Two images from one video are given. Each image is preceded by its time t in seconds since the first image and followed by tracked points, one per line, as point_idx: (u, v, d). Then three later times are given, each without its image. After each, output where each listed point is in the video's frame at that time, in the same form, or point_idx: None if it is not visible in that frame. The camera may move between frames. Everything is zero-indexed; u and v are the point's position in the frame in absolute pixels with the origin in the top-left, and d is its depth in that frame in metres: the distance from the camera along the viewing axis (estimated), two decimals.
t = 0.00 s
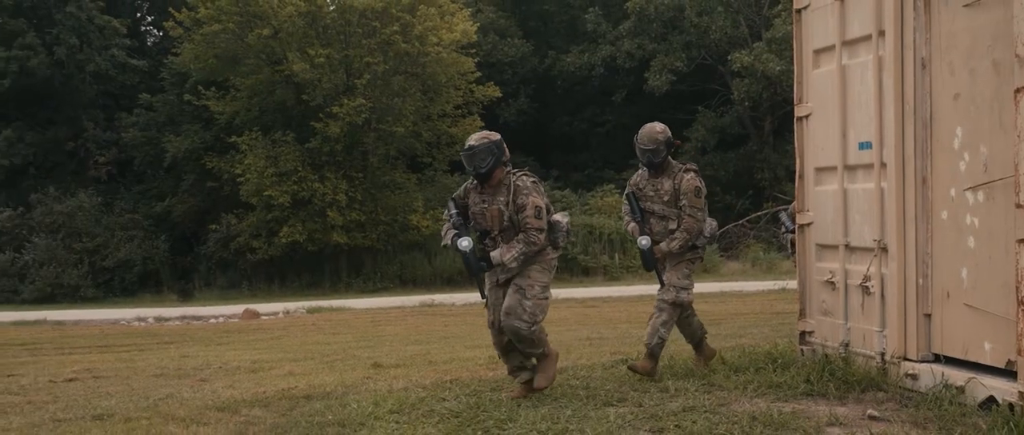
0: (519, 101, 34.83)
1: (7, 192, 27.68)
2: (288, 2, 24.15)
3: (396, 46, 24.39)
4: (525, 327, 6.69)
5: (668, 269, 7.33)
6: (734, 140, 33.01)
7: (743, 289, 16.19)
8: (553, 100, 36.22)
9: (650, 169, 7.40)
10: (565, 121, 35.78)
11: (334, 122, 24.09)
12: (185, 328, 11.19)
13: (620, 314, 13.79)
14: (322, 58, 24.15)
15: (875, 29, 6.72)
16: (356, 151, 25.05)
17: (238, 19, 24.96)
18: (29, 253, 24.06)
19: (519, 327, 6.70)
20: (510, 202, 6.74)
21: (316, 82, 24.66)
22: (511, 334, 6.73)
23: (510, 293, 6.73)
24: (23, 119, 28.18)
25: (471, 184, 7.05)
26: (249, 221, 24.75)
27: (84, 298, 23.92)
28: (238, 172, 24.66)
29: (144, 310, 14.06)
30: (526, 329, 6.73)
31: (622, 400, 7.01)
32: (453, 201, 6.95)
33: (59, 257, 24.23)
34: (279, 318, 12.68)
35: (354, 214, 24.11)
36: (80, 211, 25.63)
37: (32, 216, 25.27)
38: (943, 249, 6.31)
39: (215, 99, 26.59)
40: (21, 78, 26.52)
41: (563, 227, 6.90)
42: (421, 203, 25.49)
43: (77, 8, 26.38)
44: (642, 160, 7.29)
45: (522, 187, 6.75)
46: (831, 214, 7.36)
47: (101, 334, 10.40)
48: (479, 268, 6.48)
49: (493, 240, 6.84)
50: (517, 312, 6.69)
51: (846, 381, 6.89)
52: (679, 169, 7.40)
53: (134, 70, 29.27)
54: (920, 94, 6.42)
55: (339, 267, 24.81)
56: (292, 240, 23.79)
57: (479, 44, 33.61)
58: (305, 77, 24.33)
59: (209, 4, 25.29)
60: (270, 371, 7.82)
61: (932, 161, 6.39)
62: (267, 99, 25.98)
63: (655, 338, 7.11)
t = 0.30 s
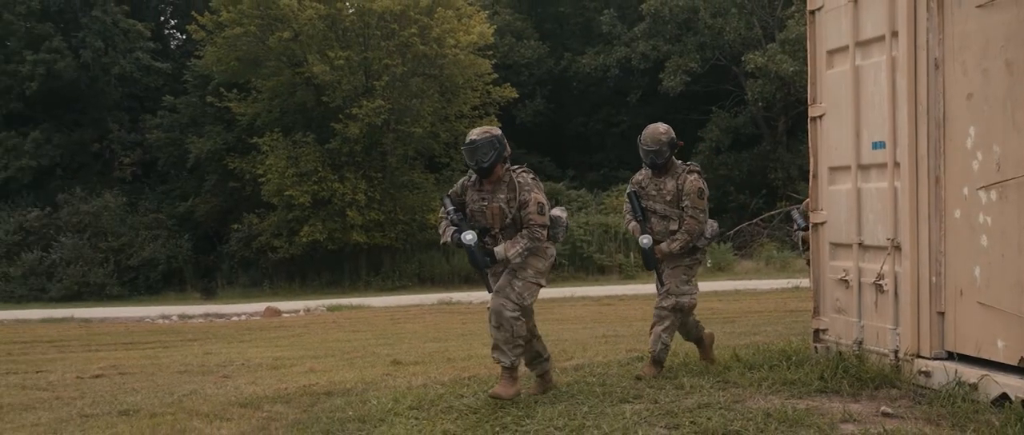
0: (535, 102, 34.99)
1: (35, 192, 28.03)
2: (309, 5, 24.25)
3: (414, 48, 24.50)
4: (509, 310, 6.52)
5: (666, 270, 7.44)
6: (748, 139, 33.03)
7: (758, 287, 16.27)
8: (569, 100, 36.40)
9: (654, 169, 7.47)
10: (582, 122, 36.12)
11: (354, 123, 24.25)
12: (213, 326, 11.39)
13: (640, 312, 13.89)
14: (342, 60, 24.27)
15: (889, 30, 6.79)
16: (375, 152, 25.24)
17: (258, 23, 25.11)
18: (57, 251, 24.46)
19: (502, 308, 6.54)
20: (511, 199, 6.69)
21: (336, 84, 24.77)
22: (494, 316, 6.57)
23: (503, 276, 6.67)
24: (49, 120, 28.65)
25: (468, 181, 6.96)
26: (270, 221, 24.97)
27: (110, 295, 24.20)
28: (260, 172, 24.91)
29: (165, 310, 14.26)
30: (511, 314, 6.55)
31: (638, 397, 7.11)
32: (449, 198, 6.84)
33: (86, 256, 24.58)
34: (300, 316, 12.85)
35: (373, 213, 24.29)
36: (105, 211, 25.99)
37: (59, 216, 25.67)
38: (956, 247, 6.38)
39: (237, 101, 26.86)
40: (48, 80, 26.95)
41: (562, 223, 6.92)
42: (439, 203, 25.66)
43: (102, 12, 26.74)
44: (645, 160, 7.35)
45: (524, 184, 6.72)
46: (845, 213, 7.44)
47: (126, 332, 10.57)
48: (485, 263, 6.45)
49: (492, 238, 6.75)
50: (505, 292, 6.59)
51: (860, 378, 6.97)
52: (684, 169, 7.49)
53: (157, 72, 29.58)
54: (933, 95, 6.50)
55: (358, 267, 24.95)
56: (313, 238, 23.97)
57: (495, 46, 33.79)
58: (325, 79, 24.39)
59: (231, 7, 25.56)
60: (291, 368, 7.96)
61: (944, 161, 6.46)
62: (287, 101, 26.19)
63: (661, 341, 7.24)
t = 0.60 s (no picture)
0: (553, 104, 35.17)
1: (65, 193, 28.63)
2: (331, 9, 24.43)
3: (434, 51, 24.81)
4: (504, 316, 6.53)
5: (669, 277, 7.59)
6: (763, 140, 33.03)
7: (774, 286, 16.34)
8: (587, 101, 36.58)
9: (659, 176, 7.62)
10: (599, 123, 36.27)
11: (375, 125, 24.41)
12: (244, 323, 11.60)
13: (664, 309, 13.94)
14: (364, 63, 24.37)
15: (903, 32, 6.88)
16: (396, 153, 25.39)
17: (282, 27, 25.35)
18: (86, 252, 25.21)
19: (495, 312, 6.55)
20: (511, 195, 6.72)
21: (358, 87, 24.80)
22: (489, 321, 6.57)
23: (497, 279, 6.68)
24: (78, 123, 29.35)
25: (467, 175, 6.98)
26: (293, 221, 25.18)
27: (138, 294, 24.92)
28: (283, 173, 25.16)
29: (191, 308, 14.37)
30: (505, 320, 6.55)
31: (655, 394, 7.21)
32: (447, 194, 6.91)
33: (114, 256, 25.30)
34: (324, 314, 13.04)
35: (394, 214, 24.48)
36: (133, 211, 26.60)
37: (88, 216, 26.53)
38: (971, 247, 6.45)
39: (261, 104, 27.12)
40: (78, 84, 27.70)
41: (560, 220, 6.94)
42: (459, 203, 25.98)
43: (129, 17, 27.22)
44: (649, 165, 7.46)
45: (525, 180, 6.76)
46: (860, 212, 7.52)
47: (151, 330, 10.73)
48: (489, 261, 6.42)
49: (490, 232, 6.81)
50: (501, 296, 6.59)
51: (876, 376, 7.07)
52: (689, 178, 7.62)
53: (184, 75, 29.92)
54: (947, 96, 6.57)
55: (380, 267, 25.02)
56: (335, 238, 24.16)
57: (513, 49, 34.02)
58: (347, 82, 24.35)
59: (255, 12, 25.86)
60: (316, 365, 8.10)
61: (959, 161, 6.53)
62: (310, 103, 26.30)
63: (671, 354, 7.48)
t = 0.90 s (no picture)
0: (569, 107, 35.35)
1: (92, 195, 29.07)
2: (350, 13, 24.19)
3: (451, 55, 24.88)
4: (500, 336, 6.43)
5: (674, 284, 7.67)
6: (776, 142, 33.08)
7: (786, 285, 16.49)
8: (601, 103, 36.68)
9: (659, 182, 7.74)
10: (614, 126, 36.36)
11: (394, 128, 24.78)
12: (270, 321, 11.77)
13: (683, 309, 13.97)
14: (382, 67, 24.58)
15: (916, 35, 6.97)
16: (414, 155, 25.50)
17: (303, 31, 25.32)
18: (111, 252, 25.65)
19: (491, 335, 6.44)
20: (507, 198, 6.58)
21: (377, 90, 25.18)
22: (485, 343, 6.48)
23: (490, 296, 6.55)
24: (104, 126, 29.60)
25: (464, 176, 6.84)
26: (314, 221, 25.46)
27: (162, 293, 25.16)
28: (304, 175, 25.51)
29: (213, 306, 14.52)
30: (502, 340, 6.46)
31: (670, 393, 7.31)
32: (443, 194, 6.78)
33: (139, 256, 25.64)
34: (343, 313, 13.20)
35: (413, 214, 24.69)
36: (157, 212, 26.93)
37: (114, 217, 26.85)
38: (983, 247, 6.52)
39: (282, 106, 27.32)
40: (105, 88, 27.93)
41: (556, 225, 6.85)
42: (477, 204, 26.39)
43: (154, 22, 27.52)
44: (649, 172, 7.60)
45: (521, 182, 6.61)
46: (872, 213, 7.60)
47: (174, 328, 10.88)
48: (480, 265, 6.25)
49: (484, 235, 6.64)
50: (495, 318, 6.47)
51: (889, 375, 7.15)
52: (688, 184, 7.74)
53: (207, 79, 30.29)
54: (959, 98, 6.66)
55: (399, 267, 25.18)
56: (355, 239, 24.47)
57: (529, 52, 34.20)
58: (366, 85, 24.85)
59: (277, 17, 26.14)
60: (336, 364, 8.26)
61: (971, 162, 6.61)
62: (330, 106, 26.60)
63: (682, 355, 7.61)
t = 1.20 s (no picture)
0: (586, 108, 35.37)
1: (119, 195, 29.33)
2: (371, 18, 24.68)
3: (470, 58, 25.35)
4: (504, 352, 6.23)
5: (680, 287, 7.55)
6: (791, 143, 33.05)
7: (802, 284, 16.53)
8: (618, 105, 36.58)
9: (658, 182, 7.61)
10: (630, 127, 36.28)
11: (413, 129, 24.84)
12: (293, 321, 11.86)
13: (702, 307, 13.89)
14: (402, 70, 24.85)
15: (931, 37, 7.04)
16: (434, 156, 25.60)
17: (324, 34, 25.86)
18: (137, 252, 25.88)
19: (498, 355, 6.23)
20: (501, 207, 6.33)
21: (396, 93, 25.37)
22: (488, 359, 6.30)
23: (490, 313, 6.29)
24: (131, 129, 29.82)
25: (462, 184, 6.62)
26: (335, 221, 25.64)
27: (186, 292, 25.25)
28: (325, 175, 25.63)
29: (237, 305, 14.68)
30: (505, 355, 6.26)
31: (687, 390, 7.40)
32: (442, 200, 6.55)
33: (164, 255, 25.80)
34: (364, 312, 13.26)
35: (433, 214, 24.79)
36: (182, 213, 27.19)
37: (140, 217, 27.15)
38: (999, 247, 6.58)
39: (304, 108, 27.42)
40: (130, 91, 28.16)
41: (553, 239, 6.43)
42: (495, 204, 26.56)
43: (178, 26, 27.88)
44: (647, 171, 7.50)
45: (516, 192, 6.34)
46: (888, 213, 7.67)
47: (198, 326, 11.02)
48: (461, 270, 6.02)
49: (479, 244, 6.40)
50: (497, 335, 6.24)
51: (904, 373, 7.22)
52: (688, 183, 7.61)
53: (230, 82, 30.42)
54: (975, 99, 6.73)
55: (420, 265, 25.32)
56: (375, 238, 24.44)
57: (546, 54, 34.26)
58: (387, 87, 25.12)
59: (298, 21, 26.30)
60: (357, 360, 8.42)
61: (986, 162, 6.67)
62: (351, 108, 26.64)
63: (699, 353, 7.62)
